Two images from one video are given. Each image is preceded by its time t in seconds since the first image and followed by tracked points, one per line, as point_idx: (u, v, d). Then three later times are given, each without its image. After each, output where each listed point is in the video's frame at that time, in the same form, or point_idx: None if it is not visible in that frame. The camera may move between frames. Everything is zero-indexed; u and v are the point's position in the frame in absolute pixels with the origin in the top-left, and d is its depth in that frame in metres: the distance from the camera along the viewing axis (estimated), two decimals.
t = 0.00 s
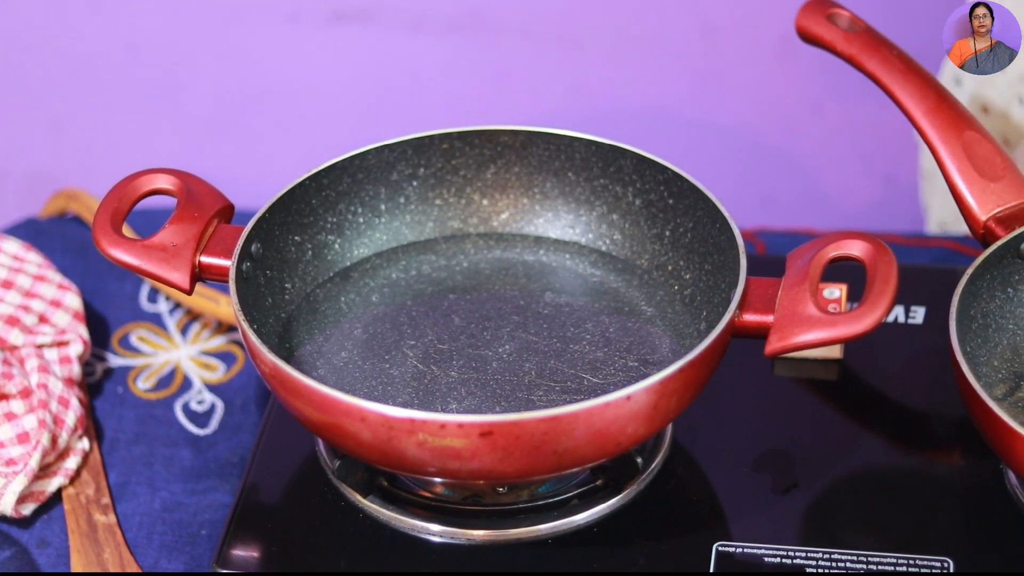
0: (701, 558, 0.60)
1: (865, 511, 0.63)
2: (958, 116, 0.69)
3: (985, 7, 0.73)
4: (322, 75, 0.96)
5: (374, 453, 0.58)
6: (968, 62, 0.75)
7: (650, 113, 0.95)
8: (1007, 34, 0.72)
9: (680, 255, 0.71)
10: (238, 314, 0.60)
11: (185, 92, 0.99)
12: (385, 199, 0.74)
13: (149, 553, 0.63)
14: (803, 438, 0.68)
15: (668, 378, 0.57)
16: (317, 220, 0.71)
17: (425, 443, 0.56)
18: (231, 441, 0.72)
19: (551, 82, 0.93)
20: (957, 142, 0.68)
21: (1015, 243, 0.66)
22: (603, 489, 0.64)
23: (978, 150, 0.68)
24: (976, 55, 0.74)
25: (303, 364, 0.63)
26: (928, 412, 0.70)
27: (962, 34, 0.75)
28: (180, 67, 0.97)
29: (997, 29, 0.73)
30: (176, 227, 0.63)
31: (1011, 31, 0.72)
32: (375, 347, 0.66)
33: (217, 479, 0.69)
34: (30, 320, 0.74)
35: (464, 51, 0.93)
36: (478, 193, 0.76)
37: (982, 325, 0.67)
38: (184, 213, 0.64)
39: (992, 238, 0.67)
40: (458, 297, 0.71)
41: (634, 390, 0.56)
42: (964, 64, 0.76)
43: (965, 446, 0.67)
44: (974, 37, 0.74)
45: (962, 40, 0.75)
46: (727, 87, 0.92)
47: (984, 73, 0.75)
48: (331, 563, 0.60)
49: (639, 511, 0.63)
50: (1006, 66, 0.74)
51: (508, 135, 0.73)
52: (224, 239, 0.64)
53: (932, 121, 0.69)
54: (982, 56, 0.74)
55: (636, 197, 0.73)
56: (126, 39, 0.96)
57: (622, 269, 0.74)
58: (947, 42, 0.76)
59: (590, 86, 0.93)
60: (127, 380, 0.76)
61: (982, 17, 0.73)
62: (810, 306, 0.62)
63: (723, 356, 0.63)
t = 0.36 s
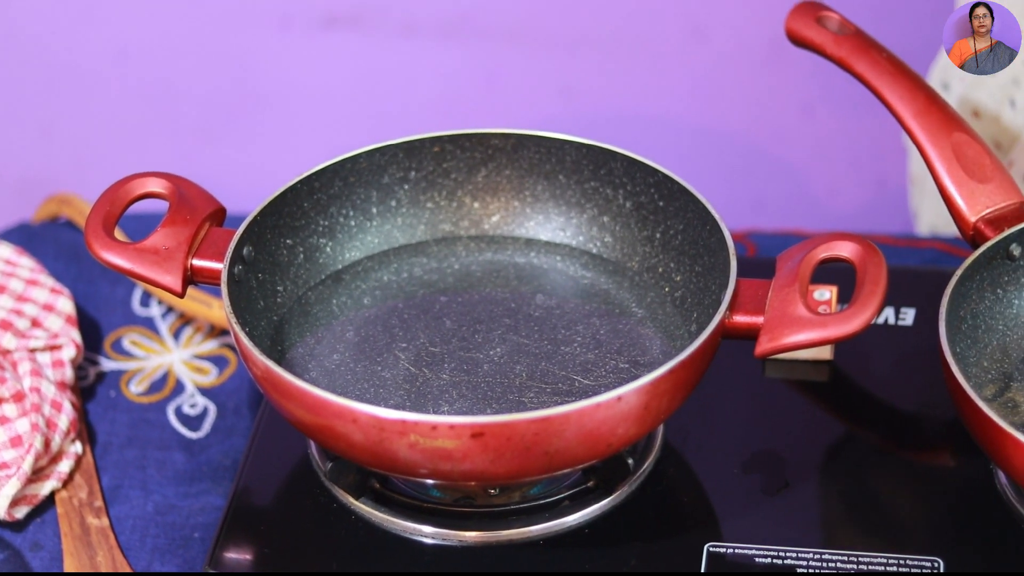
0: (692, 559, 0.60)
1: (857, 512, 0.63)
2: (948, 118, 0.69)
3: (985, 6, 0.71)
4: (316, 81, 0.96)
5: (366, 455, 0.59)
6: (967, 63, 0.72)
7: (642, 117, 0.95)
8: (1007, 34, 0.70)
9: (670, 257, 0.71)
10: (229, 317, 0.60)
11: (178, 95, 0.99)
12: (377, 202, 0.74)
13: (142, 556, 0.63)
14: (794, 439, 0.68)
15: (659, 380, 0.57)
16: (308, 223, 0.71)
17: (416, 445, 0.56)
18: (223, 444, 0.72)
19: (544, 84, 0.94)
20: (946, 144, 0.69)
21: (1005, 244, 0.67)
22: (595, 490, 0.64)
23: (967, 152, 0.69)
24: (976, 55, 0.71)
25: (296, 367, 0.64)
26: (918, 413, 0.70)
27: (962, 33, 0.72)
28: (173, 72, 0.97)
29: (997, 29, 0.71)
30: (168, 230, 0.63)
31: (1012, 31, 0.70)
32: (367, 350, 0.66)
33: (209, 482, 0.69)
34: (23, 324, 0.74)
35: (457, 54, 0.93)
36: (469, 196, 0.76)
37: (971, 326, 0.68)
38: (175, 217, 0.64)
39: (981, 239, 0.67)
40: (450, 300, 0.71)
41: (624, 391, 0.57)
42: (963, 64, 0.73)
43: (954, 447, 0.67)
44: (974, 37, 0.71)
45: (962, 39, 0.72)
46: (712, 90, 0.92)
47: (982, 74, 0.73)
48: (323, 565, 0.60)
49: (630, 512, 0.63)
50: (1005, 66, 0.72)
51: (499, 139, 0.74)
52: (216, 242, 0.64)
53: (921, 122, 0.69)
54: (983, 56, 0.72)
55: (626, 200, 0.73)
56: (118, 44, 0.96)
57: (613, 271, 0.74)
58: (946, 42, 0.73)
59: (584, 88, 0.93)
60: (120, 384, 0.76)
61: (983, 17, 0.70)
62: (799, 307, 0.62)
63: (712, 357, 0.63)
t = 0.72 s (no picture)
0: (667, 559, 0.60)
1: (832, 512, 0.63)
2: (922, 118, 0.69)
3: (985, 5, 0.68)
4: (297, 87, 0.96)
5: (342, 458, 0.59)
6: (967, 63, 0.69)
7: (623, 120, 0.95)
8: (1007, 33, 0.68)
9: (645, 258, 0.71)
10: (206, 321, 0.61)
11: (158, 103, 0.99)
12: (352, 205, 0.75)
13: (119, 561, 0.63)
14: (769, 439, 0.69)
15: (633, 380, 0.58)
16: (284, 227, 0.71)
17: (392, 447, 0.56)
18: (200, 449, 0.72)
19: (523, 87, 0.94)
20: (920, 144, 0.69)
21: (978, 243, 0.67)
22: (571, 491, 0.65)
23: (941, 152, 0.69)
24: (976, 55, 0.68)
25: (272, 371, 0.64)
26: (892, 412, 0.71)
27: (961, 33, 0.69)
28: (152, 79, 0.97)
29: (997, 29, 0.68)
30: (144, 235, 0.63)
31: (1012, 31, 0.67)
32: (343, 353, 0.66)
33: (186, 486, 0.69)
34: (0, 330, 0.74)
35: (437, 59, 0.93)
36: (444, 199, 0.77)
37: (945, 325, 0.68)
38: (151, 221, 0.64)
39: (954, 239, 0.67)
40: (426, 303, 0.71)
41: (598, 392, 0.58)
42: (963, 64, 0.70)
43: (928, 447, 0.68)
44: (974, 37, 0.68)
45: (962, 39, 0.69)
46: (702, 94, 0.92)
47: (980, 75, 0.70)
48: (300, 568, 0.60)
49: (605, 513, 0.64)
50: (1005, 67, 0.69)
51: (474, 142, 0.74)
52: (191, 247, 0.65)
53: (896, 122, 0.70)
54: (983, 56, 0.68)
55: (601, 202, 0.73)
56: (95, 53, 0.95)
57: (588, 273, 0.75)
58: (946, 42, 0.70)
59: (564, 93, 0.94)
60: (96, 390, 0.76)
61: (982, 17, 0.68)
62: (774, 308, 0.63)
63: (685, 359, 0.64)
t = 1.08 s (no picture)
0: (580, 559, 0.60)
1: (743, 507, 0.63)
2: (822, 114, 0.70)
3: (984, 7, 0.72)
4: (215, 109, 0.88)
5: (252, 470, 0.58)
6: (967, 63, 0.73)
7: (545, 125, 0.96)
8: (1007, 34, 0.72)
9: (551, 260, 0.73)
10: (113, 336, 0.59)
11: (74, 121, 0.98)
12: (257, 216, 0.75)
13: None
14: (681, 437, 0.69)
15: (540, 382, 0.58)
16: (188, 240, 0.71)
17: (301, 456, 0.56)
18: (112, 464, 0.72)
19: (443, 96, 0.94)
20: (822, 140, 0.70)
21: (880, 236, 0.68)
22: (481, 496, 0.65)
23: (842, 147, 0.70)
24: (976, 54, 0.73)
25: (180, 384, 0.63)
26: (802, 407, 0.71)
27: (962, 34, 0.74)
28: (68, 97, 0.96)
29: (997, 29, 0.72)
30: (48, 251, 0.63)
31: (1011, 31, 0.72)
32: (250, 364, 0.66)
33: (98, 502, 0.69)
34: None
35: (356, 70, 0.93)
36: (350, 207, 0.77)
37: (851, 318, 0.69)
38: (56, 238, 0.64)
39: (858, 233, 0.68)
40: (333, 311, 0.71)
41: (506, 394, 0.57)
42: (964, 64, 0.74)
43: (837, 440, 0.68)
44: (974, 37, 0.73)
45: (963, 39, 0.73)
46: (618, 99, 0.87)
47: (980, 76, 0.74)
48: None
49: (516, 515, 0.64)
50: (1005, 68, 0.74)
51: (377, 149, 0.75)
52: (95, 262, 0.65)
53: (798, 119, 0.71)
54: (983, 56, 0.73)
55: (505, 206, 0.75)
56: None
57: (495, 277, 0.75)
58: (947, 42, 0.75)
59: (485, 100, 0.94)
60: (6, 408, 0.76)
61: (983, 17, 0.72)
62: (679, 306, 0.63)
63: (595, 359, 0.64)
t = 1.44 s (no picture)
0: (545, 561, 0.60)
1: (706, 507, 0.64)
2: (777, 114, 0.71)
3: (984, 6, 0.70)
4: (173, 119, 0.87)
5: (213, 476, 0.57)
6: (967, 63, 0.71)
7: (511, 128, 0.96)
8: (1007, 34, 0.70)
9: (510, 263, 0.74)
10: (72, 343, 0.58)
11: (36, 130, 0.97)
12: (215, 222, 0.75)
13: None
14: (643, 438, 0.70)
15: (502, 384, 0.57)
16: (147, 247, 0.71)
17: (262, 462, 0.55)
18: (75, 473, 0.73)
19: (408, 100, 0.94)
20: (778, 140, 0.70)
21: (839, 234, 0.69)
22: (444, 499, 0.64)
23: (798, 146, 0.70)
24: (976, 55, 0.71)
25: (140, 391, 0.63)
26: (764, 406, 0.72)
27: (962, 33, 0.71)
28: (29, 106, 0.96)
29: (997, 29, 0.70)
30: (7, 260, 0.63)
31: (1012, 31, 0.69)
32: (211, 371, 0.66)
33: (63, 510, 0.71)
34: None
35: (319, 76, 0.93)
36: (308, 212, 0.77)
37: (811, 317, 0.69)
38: (14, 246, 0.64)
39: (815, 232, 0.69)
40: (293, 316, 0.71)
41: (467, 396, 0.57)
42: (963, 64, 0.72)
43: (798, 438, 0.69)
44: (974, 37, 0.71)
45: (962, 39, 0.71)
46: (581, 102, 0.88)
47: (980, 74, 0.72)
48: None
49: (479, 517, 0.64)
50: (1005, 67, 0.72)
51: (334, 154, 0.75)
52: (53, 270, 0.65)
53: (753, 118, 0.71)
54: (982, 56, 0.71)
55: (463, 209, 0.76)
56: None
57: (454, 280, 0.76)
58: (946, 41, 0.73)
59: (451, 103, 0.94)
60: None
61: (983, 17, 0.70)
62: (637, 306, 0.63)
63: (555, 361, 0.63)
